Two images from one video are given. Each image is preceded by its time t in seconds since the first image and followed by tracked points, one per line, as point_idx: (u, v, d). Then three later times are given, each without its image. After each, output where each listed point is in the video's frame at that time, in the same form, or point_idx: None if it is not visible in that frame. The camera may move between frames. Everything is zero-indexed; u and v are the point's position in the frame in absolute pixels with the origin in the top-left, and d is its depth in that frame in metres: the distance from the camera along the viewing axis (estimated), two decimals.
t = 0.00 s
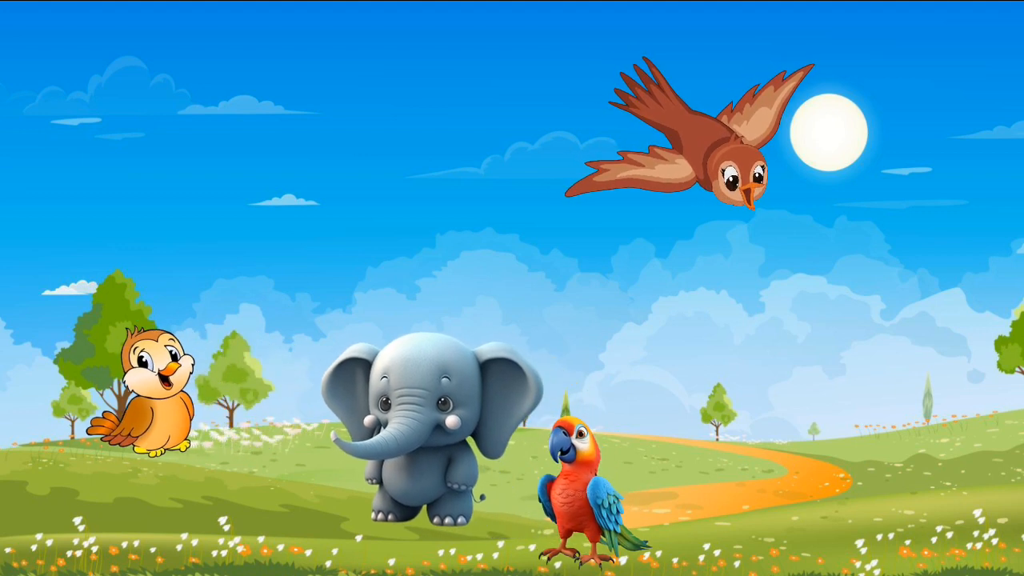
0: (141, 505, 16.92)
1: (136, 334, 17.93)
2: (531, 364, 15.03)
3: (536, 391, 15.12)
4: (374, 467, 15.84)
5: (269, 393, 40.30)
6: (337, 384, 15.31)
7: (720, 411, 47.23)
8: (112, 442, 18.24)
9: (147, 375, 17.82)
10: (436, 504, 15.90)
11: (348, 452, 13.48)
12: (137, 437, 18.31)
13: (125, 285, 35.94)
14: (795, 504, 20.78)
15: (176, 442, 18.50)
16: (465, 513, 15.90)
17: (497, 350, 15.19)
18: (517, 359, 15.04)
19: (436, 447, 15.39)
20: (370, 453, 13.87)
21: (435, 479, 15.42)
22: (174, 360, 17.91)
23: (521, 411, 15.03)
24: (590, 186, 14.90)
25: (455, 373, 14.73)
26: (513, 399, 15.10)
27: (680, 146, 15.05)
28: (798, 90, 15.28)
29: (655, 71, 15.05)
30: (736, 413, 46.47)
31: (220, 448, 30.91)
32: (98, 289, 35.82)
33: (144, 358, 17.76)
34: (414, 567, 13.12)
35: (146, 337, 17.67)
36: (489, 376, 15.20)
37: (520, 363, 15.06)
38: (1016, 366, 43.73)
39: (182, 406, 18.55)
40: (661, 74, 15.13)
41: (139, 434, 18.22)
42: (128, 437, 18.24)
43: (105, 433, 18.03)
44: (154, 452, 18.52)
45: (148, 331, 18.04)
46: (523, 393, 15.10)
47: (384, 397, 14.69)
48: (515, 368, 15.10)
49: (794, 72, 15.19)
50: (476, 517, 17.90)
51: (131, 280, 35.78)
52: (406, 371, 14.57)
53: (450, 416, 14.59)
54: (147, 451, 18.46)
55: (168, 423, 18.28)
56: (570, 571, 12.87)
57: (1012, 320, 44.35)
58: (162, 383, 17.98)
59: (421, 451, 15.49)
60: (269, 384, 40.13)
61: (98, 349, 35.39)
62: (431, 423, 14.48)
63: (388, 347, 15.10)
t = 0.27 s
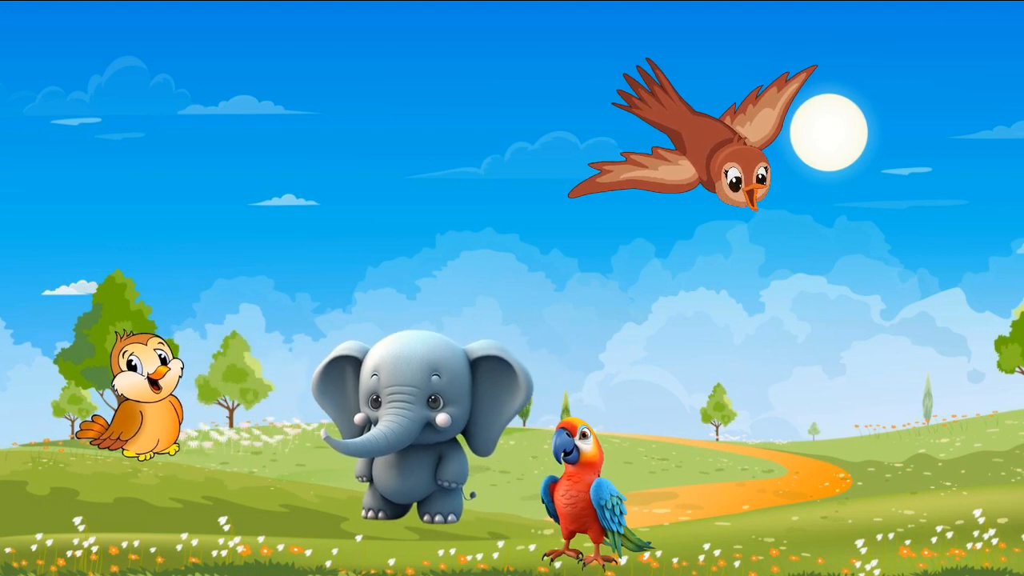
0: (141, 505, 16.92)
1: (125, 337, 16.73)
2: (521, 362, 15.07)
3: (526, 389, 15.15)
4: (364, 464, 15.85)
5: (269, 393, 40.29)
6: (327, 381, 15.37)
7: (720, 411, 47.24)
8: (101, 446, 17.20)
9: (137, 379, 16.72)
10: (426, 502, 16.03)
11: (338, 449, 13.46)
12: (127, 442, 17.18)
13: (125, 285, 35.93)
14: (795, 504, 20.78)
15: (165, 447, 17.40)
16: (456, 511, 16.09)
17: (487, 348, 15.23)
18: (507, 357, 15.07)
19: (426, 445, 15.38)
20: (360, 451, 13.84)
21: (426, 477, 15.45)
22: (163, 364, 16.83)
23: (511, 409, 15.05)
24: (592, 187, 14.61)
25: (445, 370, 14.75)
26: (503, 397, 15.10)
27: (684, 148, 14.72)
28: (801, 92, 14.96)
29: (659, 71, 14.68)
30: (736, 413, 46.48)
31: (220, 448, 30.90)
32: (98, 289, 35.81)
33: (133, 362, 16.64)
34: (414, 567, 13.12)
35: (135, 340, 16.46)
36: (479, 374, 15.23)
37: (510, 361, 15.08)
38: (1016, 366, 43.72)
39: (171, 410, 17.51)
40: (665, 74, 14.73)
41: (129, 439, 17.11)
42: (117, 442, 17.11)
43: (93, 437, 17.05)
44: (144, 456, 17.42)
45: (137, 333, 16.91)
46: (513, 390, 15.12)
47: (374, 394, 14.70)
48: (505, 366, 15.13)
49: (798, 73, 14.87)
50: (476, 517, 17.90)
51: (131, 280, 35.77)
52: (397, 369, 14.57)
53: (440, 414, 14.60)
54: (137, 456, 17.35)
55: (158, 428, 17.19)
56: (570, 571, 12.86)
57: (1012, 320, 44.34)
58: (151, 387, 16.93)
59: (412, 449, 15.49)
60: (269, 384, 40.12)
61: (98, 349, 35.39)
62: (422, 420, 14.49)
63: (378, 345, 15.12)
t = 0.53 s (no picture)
0: (141, 505, 16.92)
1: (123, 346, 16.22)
2: (512, 360, 15.12)
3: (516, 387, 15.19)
4: (354, 463, 15.90)
5: (269, 393, 40.30)
6: (317, 379, 15.35)
7: (720, 411, 47.24)
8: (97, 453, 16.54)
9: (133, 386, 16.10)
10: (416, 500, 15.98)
11: (329, 447, 13.44)
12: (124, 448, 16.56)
13: (125, 285, 35.94)
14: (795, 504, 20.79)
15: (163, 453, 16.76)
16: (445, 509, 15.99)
17: (477, 346, 15.26)
18: (497, 355, 15.10)
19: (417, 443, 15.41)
20: (351, 449, 13.83)
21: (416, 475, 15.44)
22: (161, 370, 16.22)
23: (501, 407, 15.09)
24: (596, 188, 14.44)
25: (435, 368, 14.76)
26: (493, 395, 15.15)
27: (687, 149, 14.59)
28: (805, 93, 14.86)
29: (662, 72, 14.49)
30: (736, 413, 46.49)
31: (220, 448, 30.91)
32: (98, 289, 35.83)
33: (129, 369, 16.05)
34: (414, 567, 13.12)
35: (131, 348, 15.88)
36: (469, 372, 15.26)
37: (501, 359, 15.11)
38: (1016, 366, 43.72)
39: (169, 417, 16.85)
40: (668, 76, 14.52)
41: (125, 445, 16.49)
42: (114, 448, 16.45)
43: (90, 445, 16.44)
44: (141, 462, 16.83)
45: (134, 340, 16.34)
46: (503, 388, 15.15)
47: (364, 392, 14.70)
48: (495, 364, 15.16)
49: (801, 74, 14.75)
50: (476, 517, 17.90)
51: (131, 280, 35.78)
52: (387, 366, 14.57)
53: (431, 412, 14.61)
54: (133, 463, 16.76)
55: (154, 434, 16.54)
56: (570, 571, 12.87)
57: (1012, 320, 44.35)
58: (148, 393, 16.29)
59: (402, 447, 15.50)
60: (269, 384, 40.13)
61: (98, 349, 35.39)
62: (412, 418, 14.49)
63: (368, 343, 15.12)
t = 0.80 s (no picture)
0: (141, 505, 16.92)
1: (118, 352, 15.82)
2: (502, 357, 15.16)
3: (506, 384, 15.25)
4: (346, 460, 15.90)
5: (269, 393, 40.29)
6: (307, 377, 15.34)
7: (720, 411, 47.25)
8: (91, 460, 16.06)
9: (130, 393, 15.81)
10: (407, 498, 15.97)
11: (320, 445, 13.42)
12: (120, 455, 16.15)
13: (125, 285, 35.95)
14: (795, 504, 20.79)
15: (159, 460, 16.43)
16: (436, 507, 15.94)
17: (467, 343, 15.28)
18: (487, 353, 15.15)
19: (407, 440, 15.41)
20: (342, 447, 13.81)
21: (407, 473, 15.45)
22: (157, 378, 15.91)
23: (492, 404, 15.15)
24: (598, 189, 14.36)
25: (425, 366, 14.76)
26: (484, 392, 15.20)
27: (690, 150, 14.49)
28: (807, 94, 14.85)
29: (667, 74, 14.39)
30: (736, 413, 46.50)
31: (220, 448, 30.90)
32: (98, 289, 35.83)
33: (126, 376, 15.66)
34: (414, 567, 13.12)
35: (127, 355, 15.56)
36: (459, 370, 15.28)
37: (491, 356, 15.16)
38: (1017, 366, 43.72)
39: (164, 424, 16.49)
40: (672, 77, 14.40)
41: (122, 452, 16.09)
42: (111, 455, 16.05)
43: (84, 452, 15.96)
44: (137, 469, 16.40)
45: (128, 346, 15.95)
46: (493, 386, 15.20)
47: (355, 390, 14.69)
48: (485, 362, 15.21)
49: (804, 76, 14.73)
50: (476, 517, 17.91)
51: (131, 280, 35.78)
52: (377, 364, 14.57)
53: (421, 409, 14.62)
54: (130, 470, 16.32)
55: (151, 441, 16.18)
56: (570, 571, 12.89)
57: (1012, 320, 44.35)
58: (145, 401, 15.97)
59: (392, 445, 15.50)
60: (269, 384, 40.12)
61: (98, 349, 35.39)
62: (403, 416, 14.49)
63: (358, 341, 15.11)
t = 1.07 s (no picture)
0: (141, 505, 16.92)
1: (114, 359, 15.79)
2: (493, 355, 15.17)
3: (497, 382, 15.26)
4: (335, 458, 15.88)
5: (269, 393, 40.30)
6: (297, 375, 15.34)
7: (720, 411, 47.24)
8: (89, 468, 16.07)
9: (126, 402, 15.76)
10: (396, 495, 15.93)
11: (311, 443, 13.40)
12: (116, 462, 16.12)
13: (125, 285, 35.96)
14: (795, 504, 20.79)
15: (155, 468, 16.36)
16: (426, 504, 15.93)
17: (458, 341, 15.28)
18: (477, 351, 15.16)
19: (397, 438, 15.41)
20: (332, 445, 13.80)
21: (397, 470, 15.47)
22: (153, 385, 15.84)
23: (482, 402, 15.16)
24: (602, 190, 14.32)
25: (416, 364, 14.76)
26: (474, 390, 15.21)
27: (694, 151, 14.42)
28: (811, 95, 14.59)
29: (669, 75, 14.33)
30: (736, 413, 46.51)
31: (220, 448, 30.90)
32: (98, 289, 35.83)
33: (122, 383, 15.66)
34: (414, 567, 13.12)
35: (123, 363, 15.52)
36: (450, 368, 15.29)
37: (481, 354, 15.17)
38: (1017, 366, 43.71)
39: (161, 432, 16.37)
40: (675, 79, 14.37)
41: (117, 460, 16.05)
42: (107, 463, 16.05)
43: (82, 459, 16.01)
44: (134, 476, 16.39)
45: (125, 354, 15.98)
46: (484, 383, 15.21)
47: (345, 388, 14.68)
48: (476, 360, 15.22)
49: (808, 76, 14.51)
50: (476, 517, 17.91)
51: (131, 280, 35.80)
52: (368, 362, 14.57)
53: (411, 407, 14.61)
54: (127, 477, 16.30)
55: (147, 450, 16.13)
56: (570, 571, 12.91)
57: (1012, 320, 44.35)
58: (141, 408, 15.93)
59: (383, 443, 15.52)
60: (269, 384, 40.12)
61: (98, 349, 35.39)
62: (393, 413, 14.49)
63: (349, 339, 15.11)
